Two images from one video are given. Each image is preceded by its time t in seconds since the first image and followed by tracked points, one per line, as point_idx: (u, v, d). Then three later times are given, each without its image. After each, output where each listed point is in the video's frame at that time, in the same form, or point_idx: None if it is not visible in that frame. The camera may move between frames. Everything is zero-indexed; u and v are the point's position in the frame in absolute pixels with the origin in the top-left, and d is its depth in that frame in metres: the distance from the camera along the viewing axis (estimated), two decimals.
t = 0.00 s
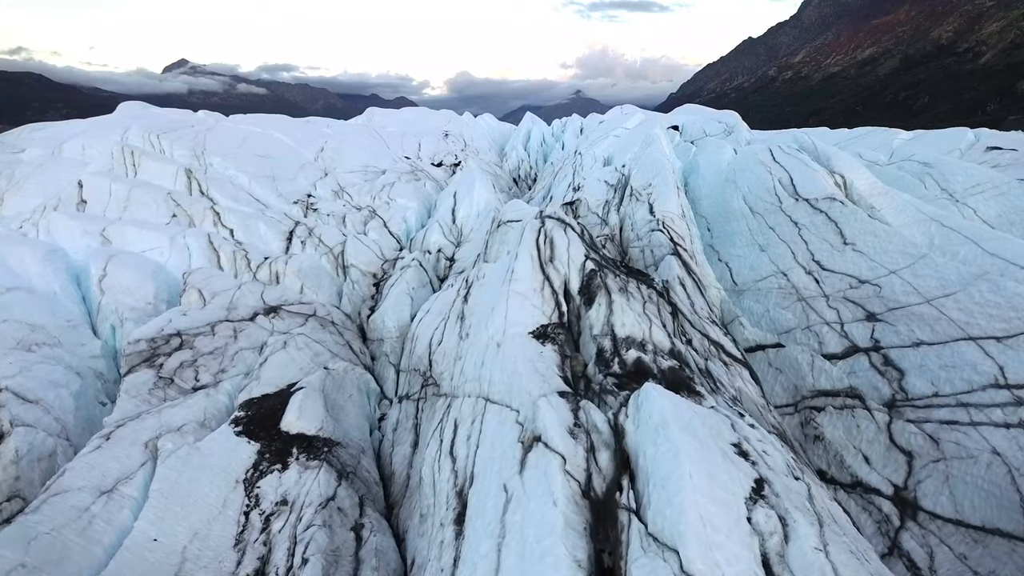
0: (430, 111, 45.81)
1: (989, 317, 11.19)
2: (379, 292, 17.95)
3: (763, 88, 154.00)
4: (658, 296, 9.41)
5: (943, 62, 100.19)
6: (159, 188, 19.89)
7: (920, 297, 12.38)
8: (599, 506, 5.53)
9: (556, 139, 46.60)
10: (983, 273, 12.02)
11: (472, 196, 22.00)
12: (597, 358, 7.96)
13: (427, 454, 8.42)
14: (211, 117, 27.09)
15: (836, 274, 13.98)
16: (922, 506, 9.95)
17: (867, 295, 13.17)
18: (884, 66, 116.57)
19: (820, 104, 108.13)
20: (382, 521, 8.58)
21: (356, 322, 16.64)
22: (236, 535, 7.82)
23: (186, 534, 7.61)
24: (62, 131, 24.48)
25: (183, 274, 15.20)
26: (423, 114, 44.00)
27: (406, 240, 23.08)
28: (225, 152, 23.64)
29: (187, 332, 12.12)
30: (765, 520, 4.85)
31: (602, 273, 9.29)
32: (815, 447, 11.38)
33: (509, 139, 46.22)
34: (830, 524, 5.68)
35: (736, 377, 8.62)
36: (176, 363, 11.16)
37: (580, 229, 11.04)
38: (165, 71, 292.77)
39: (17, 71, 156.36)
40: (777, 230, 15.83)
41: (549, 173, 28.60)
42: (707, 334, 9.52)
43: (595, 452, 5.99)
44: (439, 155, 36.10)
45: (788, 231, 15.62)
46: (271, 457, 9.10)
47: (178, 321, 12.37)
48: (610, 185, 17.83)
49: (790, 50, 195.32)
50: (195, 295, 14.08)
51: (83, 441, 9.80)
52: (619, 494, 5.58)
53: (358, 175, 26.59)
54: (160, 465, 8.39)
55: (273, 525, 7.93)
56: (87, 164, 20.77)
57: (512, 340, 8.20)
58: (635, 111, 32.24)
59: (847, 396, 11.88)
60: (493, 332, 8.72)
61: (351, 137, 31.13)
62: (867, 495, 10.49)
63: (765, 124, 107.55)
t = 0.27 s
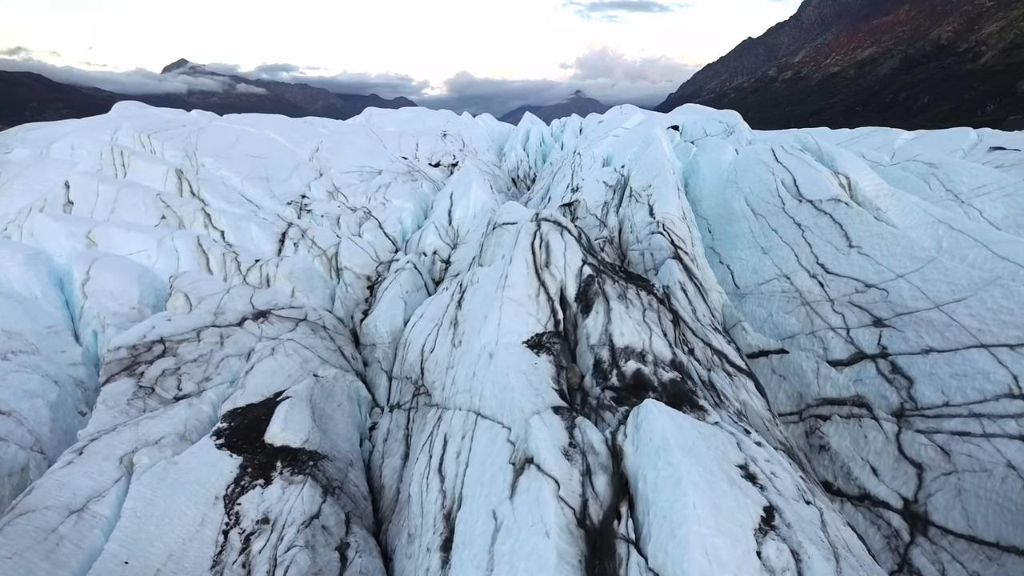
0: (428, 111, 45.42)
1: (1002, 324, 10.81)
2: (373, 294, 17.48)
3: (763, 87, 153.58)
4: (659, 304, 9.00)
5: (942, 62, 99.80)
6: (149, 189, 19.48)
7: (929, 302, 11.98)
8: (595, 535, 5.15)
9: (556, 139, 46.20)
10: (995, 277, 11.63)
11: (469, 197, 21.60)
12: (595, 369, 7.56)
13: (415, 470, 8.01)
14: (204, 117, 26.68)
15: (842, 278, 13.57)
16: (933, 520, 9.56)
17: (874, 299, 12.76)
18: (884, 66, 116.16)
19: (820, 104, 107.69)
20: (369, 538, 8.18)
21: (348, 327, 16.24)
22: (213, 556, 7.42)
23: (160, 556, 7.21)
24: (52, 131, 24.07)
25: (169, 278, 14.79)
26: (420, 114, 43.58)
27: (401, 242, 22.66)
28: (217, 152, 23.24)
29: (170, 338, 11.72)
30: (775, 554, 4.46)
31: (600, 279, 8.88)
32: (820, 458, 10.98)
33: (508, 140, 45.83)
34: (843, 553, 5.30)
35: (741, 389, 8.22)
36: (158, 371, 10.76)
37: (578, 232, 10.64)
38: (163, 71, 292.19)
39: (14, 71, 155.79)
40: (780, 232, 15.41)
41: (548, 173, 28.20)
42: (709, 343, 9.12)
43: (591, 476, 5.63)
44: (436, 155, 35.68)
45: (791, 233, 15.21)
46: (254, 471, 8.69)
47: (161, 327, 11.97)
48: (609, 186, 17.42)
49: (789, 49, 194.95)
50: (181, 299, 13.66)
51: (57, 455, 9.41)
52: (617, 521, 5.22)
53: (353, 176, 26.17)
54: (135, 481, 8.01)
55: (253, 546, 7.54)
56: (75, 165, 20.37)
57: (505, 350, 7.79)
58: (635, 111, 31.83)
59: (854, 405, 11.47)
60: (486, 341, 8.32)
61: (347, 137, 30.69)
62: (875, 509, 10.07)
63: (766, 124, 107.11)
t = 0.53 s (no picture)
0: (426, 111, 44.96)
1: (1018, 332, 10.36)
2: (367, 298, 16.94)
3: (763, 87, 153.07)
4: (659, 313, 8.54)
5: (942, 62, 99.29)
6: (136, 190, 19.02)
7: (940, 309, 11.52)
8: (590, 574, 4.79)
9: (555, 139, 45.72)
10: (1010, 284, 11.17)
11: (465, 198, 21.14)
12: (592, 385, 7.10)
13: (401, 490, 7.54)
14: (196, 116, 26.21)
15: (849, 283, 13.09)
16: (947, 539, 9.08)
17: (882, 305, 12.30)
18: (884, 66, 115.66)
19: (820, 104, 107.18)
20: (352, 563, 7.74)
21: (340, 332, 15.76)
22: None
23: None
24: (40, 130, 23.60)
25: (153, 282, 14.32)
26: (418, 114, 43.09)
27: (396, 244, 22.18)
28: (208, 152, 22.77)
29: (150, 346, 11.27)
30: None
31: (597, 287, 8.42)
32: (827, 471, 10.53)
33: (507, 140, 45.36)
34: None
35: (747, 405, 7.77)
36: (135, 382, 10.37)
37: (575, 237, 10.17)
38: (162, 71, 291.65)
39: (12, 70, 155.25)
40: (783, 234, 14.93)
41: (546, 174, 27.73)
42: (713, 354, 8.67)
43: (589, 507, 5.29)
44: (433, 155, 35.20)
45: (796, 235, 14.73)
46: (233, 489, 8.22)
47: (141, 334, 11.50)
48: (608, 187, 16.95)
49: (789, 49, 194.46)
50: (164, 305, 13.20)
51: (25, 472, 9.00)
52: (614, 560, 4.89)
53: (347, 177, 25.69)
54: (104, 502, 7.55)
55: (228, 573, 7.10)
56: (61, 165, 19.92)
57: (496, 364, 7.32)
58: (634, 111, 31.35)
59: (862, 416, 11.00)
60: (476, 353, 7.86)
61: (342, 137, 30.20)
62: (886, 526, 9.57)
63: (766, 124, 106.37)
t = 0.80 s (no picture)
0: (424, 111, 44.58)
1: None
2: (360, 302, 16.54)
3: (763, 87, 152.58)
4: (660, 323, 8.16)
5: (942, 62, 98.83)
6: (125, 192, 18.63)
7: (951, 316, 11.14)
8: None
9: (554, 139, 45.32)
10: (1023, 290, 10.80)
11: (462, 199, 20.75)
12: (589, 401, 6.73)
13: (387, 510, 7.14)
14: (189, 116, 25.83)
15: (855, 288, 12.70)
16: (960, 557, 8.64)
17: (890, 311, 11.90)
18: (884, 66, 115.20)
19: (820, 104, 106.53)
20: None
21: (331, 337, 15.35)
22: None
23: None
24: (30, 130, 23.22)
25: (139, 286, 13.93)
26: (416, 113, 42.68)
27: (392, 246, 21.77)
28: (200, 152, 22.37)
29: (131, 355, 10.90)
30: None
31: (595, 296, 8.04)
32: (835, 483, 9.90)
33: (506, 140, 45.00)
34: None
35: (752, 421, 7.39)
36: (114, 393, 9.95)
37: (573, 241, 9.78)
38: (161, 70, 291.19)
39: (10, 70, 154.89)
40: (787, 237, 14.52)
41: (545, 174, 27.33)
42: (716, 366, 8.30)
43: (584, 542, 4.92)
44: (431, 156, 34.79)
45: (800, 238, 14.32)
46: (213, 508, 7.82)
47: (123, 342, 11.12)
48: (607, 188, 16.54)
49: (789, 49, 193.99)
50: (149, 311, 12.80)
51: None
52: None
53: (342, 177, 25.29)
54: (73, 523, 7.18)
55: None
56: (49, 166, 19.54)
57: (487, 378, 6.93)
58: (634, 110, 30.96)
59: (870, 426, 10.48)
60: (467, 365, 7.46)
61: (338, 137, 29.78)
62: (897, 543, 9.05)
63: (766, 124, 105.95)
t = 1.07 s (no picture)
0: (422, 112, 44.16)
1: None
2: (353, 306, 16.14)
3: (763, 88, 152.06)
4: (661, 335, 7.79)
5: (942, 62, 98.33)
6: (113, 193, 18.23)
7: (961, 323, 10.76)
8: None
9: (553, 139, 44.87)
10: None
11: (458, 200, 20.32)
12: (586, 419, 6.37)
13: (371, 532, 6.73)
14: (181, 116, 25.43)
15: (861, 293, 12.30)
16: None
17: (898, 317, 11.51)
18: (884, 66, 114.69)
19: (821, 104, 106.04)
20: None
21: (323, 343, 14.92)
22: None
23: None
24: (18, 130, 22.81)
25: (123, 291, 13.54)
26: (414, 113, 42.24)
27: (386, 249, 21.34)
28: (191, 153, 21.97)
29: (109, 365, 10.52)
30: None
31: (592, 306, 7.67)
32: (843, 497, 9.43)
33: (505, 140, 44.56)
34: None
35: (759, 441, 7.05)
36: (90, 405, 9.60)
37: (570, 246, 9.38)
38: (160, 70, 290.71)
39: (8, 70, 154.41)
40: (790, 240, 14.13)
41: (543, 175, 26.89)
42: (720, 381, 7.96)
43: None
44: (428, 156, 34.36)
45: (803, 241, 13.92)
46: (192, 529, 7.45)
47: (102, 351, 10.73)
48: (605, 189, 16.14)
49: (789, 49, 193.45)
50: (132, 317, 12.39)
51: None
52: None
53: (337, 178, 24.86)
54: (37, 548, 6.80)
55: None
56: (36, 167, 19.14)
57: (477, 395, 6.54)
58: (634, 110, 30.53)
59: (879, 437, 10.04)
60: (456, 379, 7.07)
61: (334, 137, 29.37)
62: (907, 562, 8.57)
63: (766, 124, 105.46)
